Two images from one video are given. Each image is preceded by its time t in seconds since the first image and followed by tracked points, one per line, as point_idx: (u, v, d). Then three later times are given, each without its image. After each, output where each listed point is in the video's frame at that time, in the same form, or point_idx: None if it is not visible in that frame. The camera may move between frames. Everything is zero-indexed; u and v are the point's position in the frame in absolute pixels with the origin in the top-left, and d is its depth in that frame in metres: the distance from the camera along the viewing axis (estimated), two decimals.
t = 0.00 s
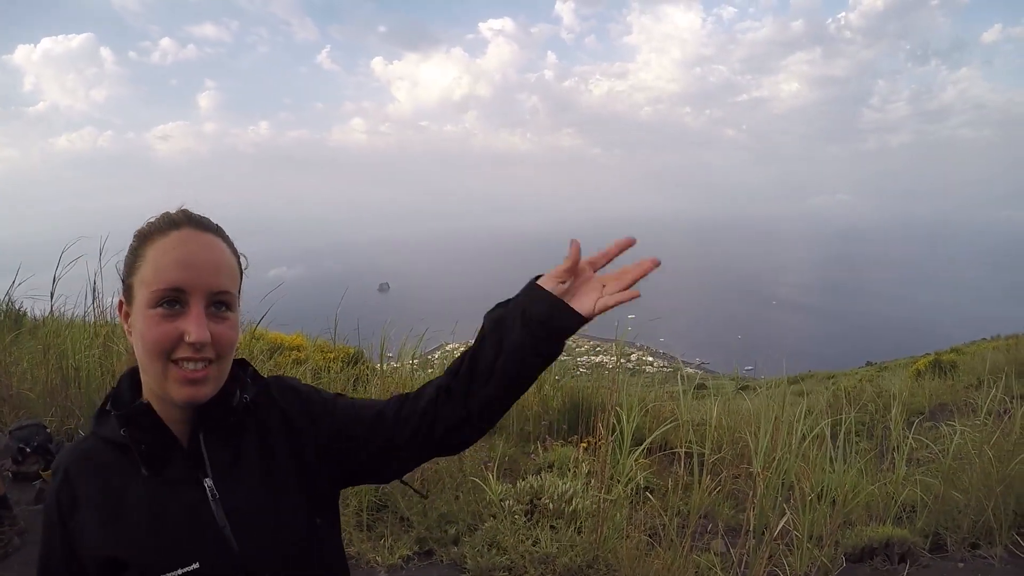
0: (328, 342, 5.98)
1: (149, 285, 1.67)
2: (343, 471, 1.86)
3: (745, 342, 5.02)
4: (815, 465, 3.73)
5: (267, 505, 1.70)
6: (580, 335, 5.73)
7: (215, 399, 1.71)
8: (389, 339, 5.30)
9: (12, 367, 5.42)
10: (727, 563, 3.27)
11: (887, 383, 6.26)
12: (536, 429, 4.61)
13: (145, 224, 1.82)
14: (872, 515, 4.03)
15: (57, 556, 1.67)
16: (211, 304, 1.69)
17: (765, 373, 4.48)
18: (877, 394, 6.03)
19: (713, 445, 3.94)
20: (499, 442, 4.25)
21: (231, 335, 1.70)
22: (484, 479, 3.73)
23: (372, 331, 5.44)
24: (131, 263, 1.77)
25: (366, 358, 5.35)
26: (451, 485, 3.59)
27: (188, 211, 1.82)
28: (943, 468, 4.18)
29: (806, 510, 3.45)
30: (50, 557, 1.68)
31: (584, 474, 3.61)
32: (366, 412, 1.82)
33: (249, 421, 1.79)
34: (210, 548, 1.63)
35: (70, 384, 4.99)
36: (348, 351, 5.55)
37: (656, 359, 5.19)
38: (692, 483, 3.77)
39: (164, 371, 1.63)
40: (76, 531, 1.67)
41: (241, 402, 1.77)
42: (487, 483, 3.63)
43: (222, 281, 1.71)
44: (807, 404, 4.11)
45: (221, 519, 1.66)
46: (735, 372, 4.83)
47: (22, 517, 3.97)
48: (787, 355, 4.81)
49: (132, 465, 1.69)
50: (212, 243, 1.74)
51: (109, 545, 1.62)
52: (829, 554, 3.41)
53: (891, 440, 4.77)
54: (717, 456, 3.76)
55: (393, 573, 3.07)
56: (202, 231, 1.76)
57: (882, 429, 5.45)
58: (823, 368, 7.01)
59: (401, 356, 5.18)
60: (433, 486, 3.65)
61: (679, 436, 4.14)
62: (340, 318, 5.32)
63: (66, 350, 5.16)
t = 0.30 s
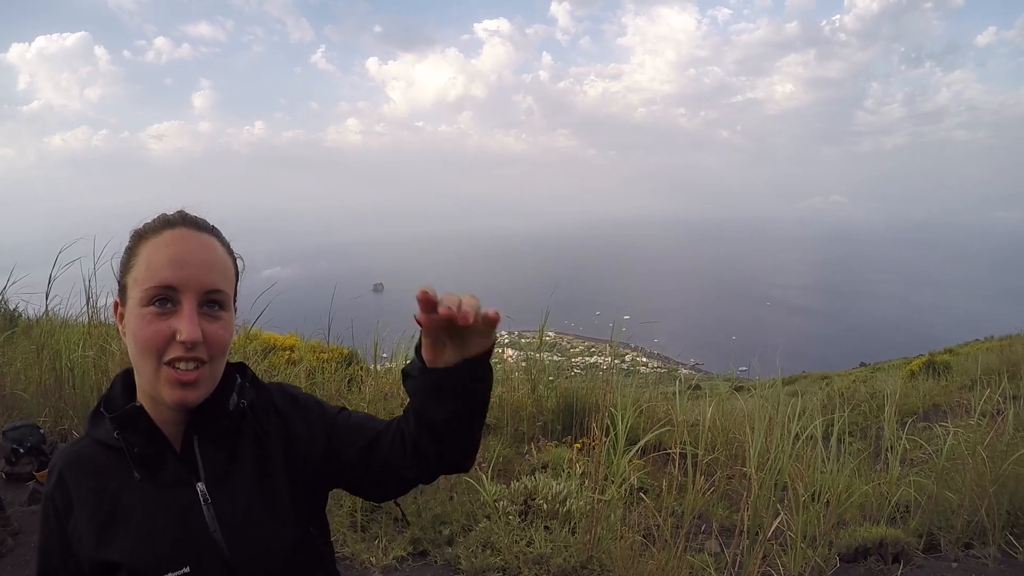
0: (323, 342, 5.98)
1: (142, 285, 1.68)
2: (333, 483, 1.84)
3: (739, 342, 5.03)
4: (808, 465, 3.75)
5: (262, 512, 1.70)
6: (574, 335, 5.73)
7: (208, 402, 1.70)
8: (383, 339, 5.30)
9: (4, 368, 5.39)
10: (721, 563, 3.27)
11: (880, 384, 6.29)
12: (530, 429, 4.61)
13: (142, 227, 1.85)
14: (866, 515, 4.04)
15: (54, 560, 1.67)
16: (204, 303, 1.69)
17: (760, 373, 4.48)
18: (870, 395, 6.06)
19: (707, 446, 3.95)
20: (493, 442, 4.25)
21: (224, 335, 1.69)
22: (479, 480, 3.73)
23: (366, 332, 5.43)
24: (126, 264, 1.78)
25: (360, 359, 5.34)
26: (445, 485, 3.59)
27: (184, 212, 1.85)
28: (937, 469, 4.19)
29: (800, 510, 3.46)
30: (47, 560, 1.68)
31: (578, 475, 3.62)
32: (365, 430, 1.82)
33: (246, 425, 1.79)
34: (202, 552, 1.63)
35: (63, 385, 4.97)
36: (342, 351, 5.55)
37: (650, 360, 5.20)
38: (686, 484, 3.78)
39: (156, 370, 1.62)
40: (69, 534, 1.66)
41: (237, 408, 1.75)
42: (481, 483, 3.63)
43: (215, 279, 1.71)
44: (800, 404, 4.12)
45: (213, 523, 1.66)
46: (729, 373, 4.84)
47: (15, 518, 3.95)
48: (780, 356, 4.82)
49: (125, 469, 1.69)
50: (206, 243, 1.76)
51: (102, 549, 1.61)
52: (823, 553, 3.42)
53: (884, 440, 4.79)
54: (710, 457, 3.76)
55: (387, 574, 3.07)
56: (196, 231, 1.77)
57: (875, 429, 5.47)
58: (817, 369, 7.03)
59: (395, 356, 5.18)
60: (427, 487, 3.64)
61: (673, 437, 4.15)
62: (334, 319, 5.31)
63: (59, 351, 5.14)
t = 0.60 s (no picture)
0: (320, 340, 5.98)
1: (138, 283, 1.67)
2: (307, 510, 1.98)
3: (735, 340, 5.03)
4: (804, 462, 3.75)
5: (269, 514, 1.78)
6: (570, 332, 5.73)
7: (213, 402, 1.75)
8: (379, 337, 5.29)
9: None
10: (717, 560, 3.28)
11: (876, 381, 6.31)
12: (526, 427, 4.61)
13: (137, 227, 1.85)
14: (862, 512, 4.05)
15: (51, 563, 1.60)
16: (202, 300, 1.69)
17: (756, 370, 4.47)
18: (866, 392, 6.07)
19: (704, 443, 3.96)
20: (490, 440, 4.25)
21: (223, 332, 1.69)
22: (475, 477, 3.73)
23: (362, 329, 5.42)
24: (122, 265, 1.78)
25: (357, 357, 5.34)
26: (442, 482, 3.59)
27: (180, 210, 1.86)
28: (933, 466, 4.20)
29: (796, 506, 3.47)
30: (43, 563, 1.61)
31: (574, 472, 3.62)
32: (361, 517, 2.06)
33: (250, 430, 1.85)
34: (212, 551, 1.66)
35: (59, 384, 4.96)
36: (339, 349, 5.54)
37: (646, 357, 5.21)
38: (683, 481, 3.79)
39: (155, 370, 1.61)
40: (69, 537, 1.60)
41: (246, 411, 1.83)
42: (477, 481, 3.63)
43: (213, 276, 1.72)
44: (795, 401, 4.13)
45: (223, 521, 1.69)
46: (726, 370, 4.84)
47: (11, 517, 3.94)
48: (776, 353, 4.83)
49: (131, 468, 1.66)
50: (203, 240, 1.77)
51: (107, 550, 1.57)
52: (818, 550, 3.43)
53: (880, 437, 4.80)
54: (707, 453, 3.77)
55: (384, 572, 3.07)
56: (193, 228, 1.78)
57: (871, 425, 5.49)
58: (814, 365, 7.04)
59: (391, 354, 5.18)
60: (424, 484, 3.65)
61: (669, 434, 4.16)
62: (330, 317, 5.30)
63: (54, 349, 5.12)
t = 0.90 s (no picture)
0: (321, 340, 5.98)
1: (158, 283, 1.66)
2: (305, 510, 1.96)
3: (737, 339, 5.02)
4: (807, 460, 3.75)
5: (278, 515, 1.80)
6: (572, 332, 5.73)
7: (226, 406, 1.76)
8: (380, 337, 5.28)
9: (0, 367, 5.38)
10: (719, 559, 3.28)
11: (878, 380, 6.31)
12: (528, 426, 4.61)
13: (157, 225, 1.84)
14: (864, 511, 4.05)
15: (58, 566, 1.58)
16: (221, 305, 1.69)
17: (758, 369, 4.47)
18: (868, 391, 6.07)
19: (706, 442, 3.96)
20: (492, 439, 4.25)
21: (240, 337, 1.69)
22: (477, 477, 3.73)
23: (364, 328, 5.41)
24: (141, 262, 1.77)
25: (358, 357, 5.34)
26: (444, 481, 3.59)
27: (202, 211, 1.86)
28: (935, 464, 4.19)
29: (798, 506, 3.46)
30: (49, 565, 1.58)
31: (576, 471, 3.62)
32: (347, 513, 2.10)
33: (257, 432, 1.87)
34: (227, 553, 1.67)
35: (60, 384, 4.96)
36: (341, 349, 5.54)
37: (648, 357, 5.21)
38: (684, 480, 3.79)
39: (171, 372, 1.60)
40: (79, 542, 1.57)
41: (253, 412, 1.85)
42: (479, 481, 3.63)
43: (234, 281, 1.72)
44: (798, 400, 4.12)
45: (236, 523, 1.71)
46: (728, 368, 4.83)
47: (13, 517, 3.94)
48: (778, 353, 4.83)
49: (143, 472, 1.64)
50: (226, 243, 1.77)
51: (122, 555, 1.56)
52: (820, 549, 3.43)
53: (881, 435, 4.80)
54: (709, 453, 3.76)
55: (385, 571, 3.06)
56: (215, 231, 1.79)
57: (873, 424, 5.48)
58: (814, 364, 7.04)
59: (393, 353, 5.17)
60: (426, 484, 3.64)
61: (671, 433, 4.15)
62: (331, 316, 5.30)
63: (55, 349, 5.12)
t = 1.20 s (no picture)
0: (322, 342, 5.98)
1: (171, 290, 1.66)
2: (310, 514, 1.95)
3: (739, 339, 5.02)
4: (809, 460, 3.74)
5: (284, 520, 1.80)
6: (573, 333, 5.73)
7: (234, 412, 1.75)
8: (382, 339, 5.28)
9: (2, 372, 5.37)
10: (721, 560, 3.28)
11: (879, 379, 6.31)
12: (530, 428, 4.60)
13: (169, 230, 1.85)
14: (867, 510, 4.04)
15: (63, 569, 1.58)
16: (234, 313, 1.69)
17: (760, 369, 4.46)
18: (870, 391, 6.06)
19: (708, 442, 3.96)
20: (493, 441, 4.25)
21: (253, 346, 1.69)
22: (478, 479, 3.73)
23: (365, 331, 5.41)
24: (154, 268, 1.77)
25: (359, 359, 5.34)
26: (446, 483, 3.59)
27: (214, 218, 1.87)
28: (937, 463, 4.19)
29: (801, 506, 3.46)
30: (54, 568, 1.58)
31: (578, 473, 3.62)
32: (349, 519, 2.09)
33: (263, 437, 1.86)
34: (232, 557, 1.66)
35: (61, 389, 4.95)
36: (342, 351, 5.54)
37: (650, 358, 5.21)
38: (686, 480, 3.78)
39: (183, 380, 1.60)
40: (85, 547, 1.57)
41: (259, 418, 1.84)
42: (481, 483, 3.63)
43: (248, 289, 1.73)
44: (800, 400, 4.12)
45: (242, 528, 1.71)
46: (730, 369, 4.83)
47: (15, 521, 3.94)
48: (780, 353, 4.83)
49: (149, 477, 1.64)
50: (239, 252, 1.78)
51: (127, 560, 1.56)
52: (822, 548, 3.43)
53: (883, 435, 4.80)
54: (711, 453, 3.76)
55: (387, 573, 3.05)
56: (228, 239, 1.79)
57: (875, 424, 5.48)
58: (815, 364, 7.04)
59: (394, 355, 5.17)
60: (428, 486, 3.64)
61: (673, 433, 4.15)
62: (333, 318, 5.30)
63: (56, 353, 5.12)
